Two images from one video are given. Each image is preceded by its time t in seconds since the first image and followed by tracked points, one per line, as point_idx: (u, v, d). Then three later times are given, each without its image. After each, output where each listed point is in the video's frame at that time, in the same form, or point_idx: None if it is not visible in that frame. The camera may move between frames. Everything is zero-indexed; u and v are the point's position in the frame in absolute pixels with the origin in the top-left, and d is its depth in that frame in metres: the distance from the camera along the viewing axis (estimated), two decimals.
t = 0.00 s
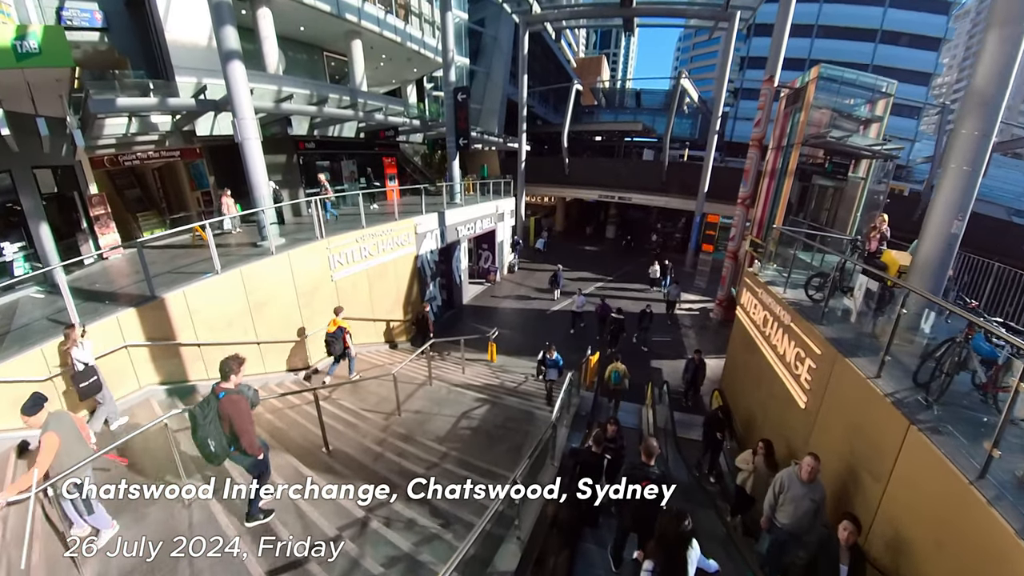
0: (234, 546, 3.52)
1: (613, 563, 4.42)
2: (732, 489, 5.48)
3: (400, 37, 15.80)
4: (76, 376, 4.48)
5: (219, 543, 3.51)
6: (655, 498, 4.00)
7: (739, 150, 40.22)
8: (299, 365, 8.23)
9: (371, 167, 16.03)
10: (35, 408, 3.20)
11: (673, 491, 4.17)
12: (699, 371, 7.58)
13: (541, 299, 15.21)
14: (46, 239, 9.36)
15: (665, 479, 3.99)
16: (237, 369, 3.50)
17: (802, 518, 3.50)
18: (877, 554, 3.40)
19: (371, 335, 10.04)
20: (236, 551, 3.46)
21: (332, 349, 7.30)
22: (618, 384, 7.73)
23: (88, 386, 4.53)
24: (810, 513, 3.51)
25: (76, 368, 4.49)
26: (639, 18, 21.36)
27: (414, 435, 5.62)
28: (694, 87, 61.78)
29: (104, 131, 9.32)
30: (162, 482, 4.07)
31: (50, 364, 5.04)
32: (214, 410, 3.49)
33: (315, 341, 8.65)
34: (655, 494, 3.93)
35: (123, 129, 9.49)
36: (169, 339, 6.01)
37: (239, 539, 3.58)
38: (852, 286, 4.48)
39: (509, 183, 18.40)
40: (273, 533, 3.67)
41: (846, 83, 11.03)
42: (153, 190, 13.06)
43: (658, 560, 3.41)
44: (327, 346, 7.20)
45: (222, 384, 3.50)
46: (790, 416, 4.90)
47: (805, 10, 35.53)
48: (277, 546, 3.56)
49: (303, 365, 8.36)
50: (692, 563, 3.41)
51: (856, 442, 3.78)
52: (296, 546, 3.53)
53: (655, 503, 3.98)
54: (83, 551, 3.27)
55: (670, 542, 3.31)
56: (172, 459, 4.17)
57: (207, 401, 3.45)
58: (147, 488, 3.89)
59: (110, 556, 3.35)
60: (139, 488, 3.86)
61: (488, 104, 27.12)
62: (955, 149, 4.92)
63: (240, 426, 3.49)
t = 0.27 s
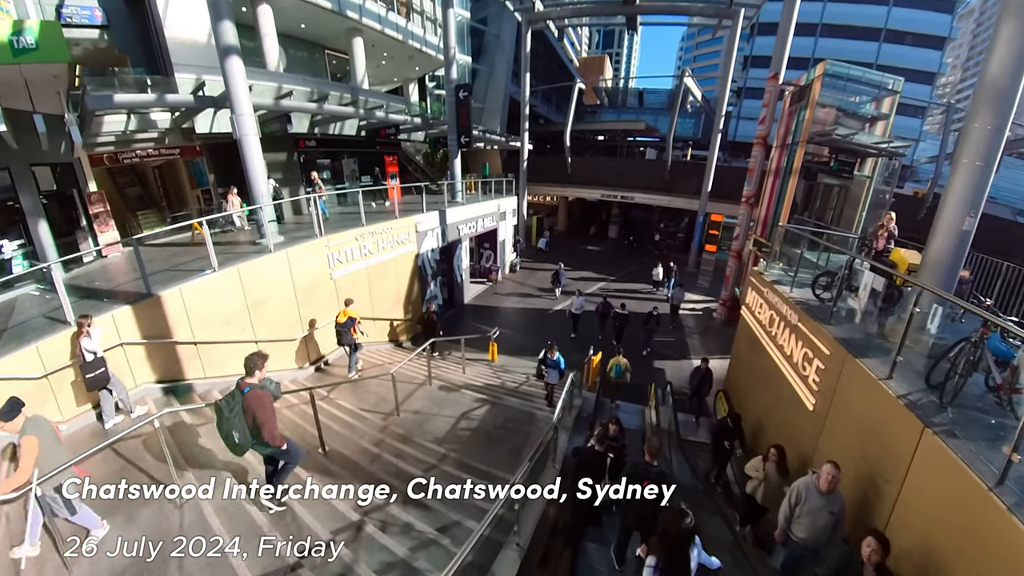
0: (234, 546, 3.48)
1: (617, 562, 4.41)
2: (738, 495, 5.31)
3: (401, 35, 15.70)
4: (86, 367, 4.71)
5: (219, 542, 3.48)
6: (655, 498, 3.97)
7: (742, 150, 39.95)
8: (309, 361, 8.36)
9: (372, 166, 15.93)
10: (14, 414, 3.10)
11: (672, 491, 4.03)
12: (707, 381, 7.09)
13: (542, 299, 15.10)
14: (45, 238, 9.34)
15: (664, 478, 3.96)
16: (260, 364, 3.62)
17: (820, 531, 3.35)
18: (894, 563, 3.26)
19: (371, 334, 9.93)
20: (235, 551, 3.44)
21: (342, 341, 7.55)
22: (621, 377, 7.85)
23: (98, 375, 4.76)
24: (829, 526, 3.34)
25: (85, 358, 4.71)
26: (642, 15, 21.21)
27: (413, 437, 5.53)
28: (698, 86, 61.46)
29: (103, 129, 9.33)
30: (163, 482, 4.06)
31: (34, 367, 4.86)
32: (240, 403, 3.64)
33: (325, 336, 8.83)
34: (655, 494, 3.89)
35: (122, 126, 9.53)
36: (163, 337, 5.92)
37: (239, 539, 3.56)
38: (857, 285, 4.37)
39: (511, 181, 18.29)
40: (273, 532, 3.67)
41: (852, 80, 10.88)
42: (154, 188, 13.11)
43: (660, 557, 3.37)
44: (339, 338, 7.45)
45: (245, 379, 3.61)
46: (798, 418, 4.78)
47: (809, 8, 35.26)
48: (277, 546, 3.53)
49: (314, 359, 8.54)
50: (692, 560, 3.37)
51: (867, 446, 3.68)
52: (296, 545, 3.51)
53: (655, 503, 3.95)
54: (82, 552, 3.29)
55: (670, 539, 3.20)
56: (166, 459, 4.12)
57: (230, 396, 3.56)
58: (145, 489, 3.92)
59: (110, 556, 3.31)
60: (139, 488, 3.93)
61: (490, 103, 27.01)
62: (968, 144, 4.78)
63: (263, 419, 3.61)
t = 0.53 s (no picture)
0: (234, 546, 3.44)
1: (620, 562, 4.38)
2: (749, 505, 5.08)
3: (403, 32, 15.57)
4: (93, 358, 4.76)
5: (220, 542, 3.44)
6: (655, 498, 3.98)
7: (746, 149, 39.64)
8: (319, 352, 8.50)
9: (373, 163, 15.80)
10: None
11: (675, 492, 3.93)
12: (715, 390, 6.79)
13: (544, 298, 14.96)
14: (43, 235, 9.27)
15: (665, 478, 3.93)
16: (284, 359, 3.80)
17: (846, 555, 3.07)
18: None
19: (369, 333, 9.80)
20: (237, 551, 3.40)
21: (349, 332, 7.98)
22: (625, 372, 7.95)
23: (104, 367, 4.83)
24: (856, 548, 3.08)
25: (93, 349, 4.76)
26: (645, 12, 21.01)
27: (410, 438, 5.41)
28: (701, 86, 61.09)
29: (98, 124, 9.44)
30: (162, 482, 4.04)
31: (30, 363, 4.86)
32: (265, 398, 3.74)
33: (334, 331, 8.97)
34: (656, 494, 3.89)
35: (118, 122, 9.65)
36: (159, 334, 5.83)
37: (239, 539, 3.52)
38: (868, 283, 4.19)
39: (513, 179, 18.15)
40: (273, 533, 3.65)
41: (859, 75, 10.68)
42: (153, 185, 13.09)
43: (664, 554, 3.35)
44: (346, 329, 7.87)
45: (270, 373, 3.78)
46: (808, 421, 4.60)
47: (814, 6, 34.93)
48: (277, 546, 3.51)
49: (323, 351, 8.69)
50: (694, 558, 3.43)
51: (883, 450, 3.49)
52: (296, 546, 3.50)
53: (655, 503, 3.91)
54: (82, 552, 3.25)
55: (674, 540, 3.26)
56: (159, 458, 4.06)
57: (257, 389, 3.71)
58: (145, 488, 3.89)
59: (110, 556, 3.27)
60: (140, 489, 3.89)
61: (492, 101, 26.87)
62: (986, 135, 4.60)
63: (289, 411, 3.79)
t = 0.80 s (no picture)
0: (234, 546, 3.40)
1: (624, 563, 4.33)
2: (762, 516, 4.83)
3: (403, 29, 15.44)
4: (97, 350, 4.77)
5: (219, 542, 3.41)
6: (655, 498, 3.91)
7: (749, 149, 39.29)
8: (323, 345, 8.55)
9: (373, 161, 15.63)
10: None
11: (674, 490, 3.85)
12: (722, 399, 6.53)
13: (545, 297, 14.80)
14: (39, 232, 9.20)
15: (666, 478, 3.91)
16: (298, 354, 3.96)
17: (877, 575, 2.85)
18: None
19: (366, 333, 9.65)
20: (236, 551, 3.35)
21: (353, 327, 8.12)
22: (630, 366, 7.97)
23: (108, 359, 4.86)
24: (887, 569, 2.87)
25: (95, 341, 4.76)
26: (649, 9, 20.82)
27: (406, 440, 5.27)
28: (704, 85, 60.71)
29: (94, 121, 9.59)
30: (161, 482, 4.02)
31: (28, 357, 4.83)
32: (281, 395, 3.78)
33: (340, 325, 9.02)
34: (655, 493, 3.85)
35: (114, 118, 9.81)
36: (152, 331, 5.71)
37: (239, 539, 3.47)
38: (879, 280, 4.02)
39: (515, 177, 18.02)
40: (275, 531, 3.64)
41: (866, 71, 10.46)
42: (151, 183, 12.97)
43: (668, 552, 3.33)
44: (350, 324, 8.03)
45: (285, 368, 3.90)
46: (818, 424, 4.43)
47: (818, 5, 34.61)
48: (276, 546, 3.48)
49: (328, 345, 8.78)
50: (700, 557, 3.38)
51: (901, 456, 3.32)
52: (295, 546, 3.46)
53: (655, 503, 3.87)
54: (81, 552, 3.24)
55: (679, 540, 3.34)
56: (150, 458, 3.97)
57: (273, 383, 3.80)
58: (145, 488, 3.85)
59: (109, 556, 3.25)
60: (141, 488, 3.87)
61: (494, 99, 26.73)
62: (1003, 126, 4.42)
63: (305, 403, 3.91)
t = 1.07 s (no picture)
0: (234, 546, 3.38)
1: (627, 564, 4.33)
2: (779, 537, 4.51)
3: (404, 25, 15.28)
4: (101, 350, 4.78)
5: (219, 542, 3.38)
6: (655, 497, 3.89)
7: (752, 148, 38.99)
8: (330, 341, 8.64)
9: (374, 159, 15.46)
10: None
11: (672, 490, 3.87)
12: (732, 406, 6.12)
13: (547, 296, 14.67)
14: (36, 229, 9.09)
15: (667, 479, 3.94)
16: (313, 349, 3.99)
17: None
18: None
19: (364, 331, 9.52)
20: (236, 551, 3.33)
21: (360, 327, 8.07)
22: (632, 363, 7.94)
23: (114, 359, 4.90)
24: None
25: (100, 342, 4.77)
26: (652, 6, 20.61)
27: (402, 444, 5.12)
28: (707, 84, 60.32)
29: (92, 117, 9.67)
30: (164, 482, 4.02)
31: (24, 352, 4.74)
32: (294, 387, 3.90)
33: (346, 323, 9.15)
34: (654, 493, 3.87)
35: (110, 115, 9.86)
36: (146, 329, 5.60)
37: (239, 539, 3.45)
38: (889, 277, 3.84)
39: (517, 175, 17.87)
40: (266, 531, 3.57)
41: (874, 66, 10.24)
42: (150, 180, 12.82)
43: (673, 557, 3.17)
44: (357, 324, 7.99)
45: (302, 362, 3.98)
46: (830, 427, 4.24)
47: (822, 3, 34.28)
48: (277, 546, 3.43)
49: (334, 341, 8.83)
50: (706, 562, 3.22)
51: (920, 462, 3.13)
52: (296, 546, 3.43)
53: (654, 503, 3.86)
54: (82, 552, 3.25)
55: (684, 542, 3.10)
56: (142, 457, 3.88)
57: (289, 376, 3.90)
58: (146, 488, 3.83)
59: (109, 557, 3.24)
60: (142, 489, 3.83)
61: (496, 98, 26.61)
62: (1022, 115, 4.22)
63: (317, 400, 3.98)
